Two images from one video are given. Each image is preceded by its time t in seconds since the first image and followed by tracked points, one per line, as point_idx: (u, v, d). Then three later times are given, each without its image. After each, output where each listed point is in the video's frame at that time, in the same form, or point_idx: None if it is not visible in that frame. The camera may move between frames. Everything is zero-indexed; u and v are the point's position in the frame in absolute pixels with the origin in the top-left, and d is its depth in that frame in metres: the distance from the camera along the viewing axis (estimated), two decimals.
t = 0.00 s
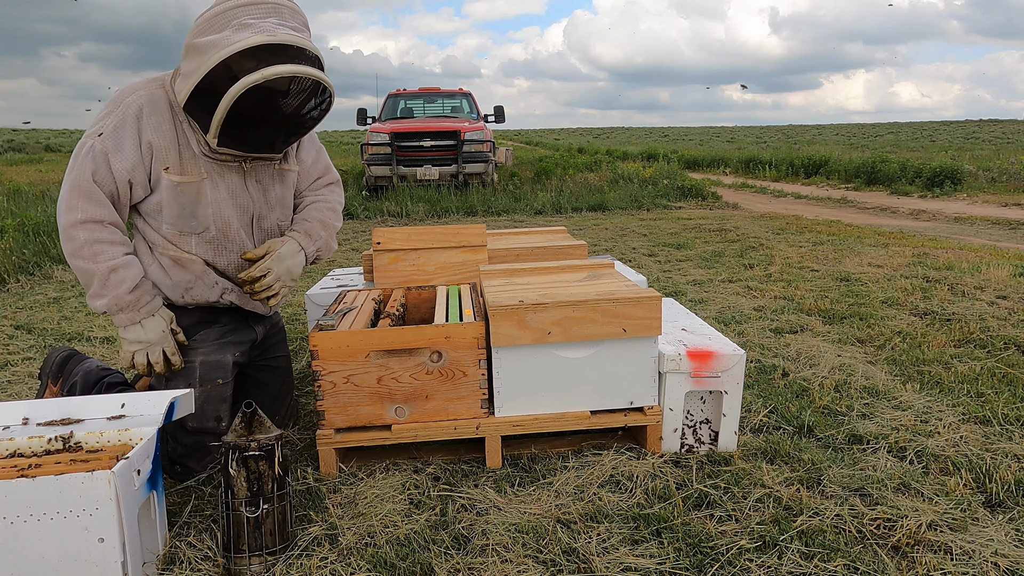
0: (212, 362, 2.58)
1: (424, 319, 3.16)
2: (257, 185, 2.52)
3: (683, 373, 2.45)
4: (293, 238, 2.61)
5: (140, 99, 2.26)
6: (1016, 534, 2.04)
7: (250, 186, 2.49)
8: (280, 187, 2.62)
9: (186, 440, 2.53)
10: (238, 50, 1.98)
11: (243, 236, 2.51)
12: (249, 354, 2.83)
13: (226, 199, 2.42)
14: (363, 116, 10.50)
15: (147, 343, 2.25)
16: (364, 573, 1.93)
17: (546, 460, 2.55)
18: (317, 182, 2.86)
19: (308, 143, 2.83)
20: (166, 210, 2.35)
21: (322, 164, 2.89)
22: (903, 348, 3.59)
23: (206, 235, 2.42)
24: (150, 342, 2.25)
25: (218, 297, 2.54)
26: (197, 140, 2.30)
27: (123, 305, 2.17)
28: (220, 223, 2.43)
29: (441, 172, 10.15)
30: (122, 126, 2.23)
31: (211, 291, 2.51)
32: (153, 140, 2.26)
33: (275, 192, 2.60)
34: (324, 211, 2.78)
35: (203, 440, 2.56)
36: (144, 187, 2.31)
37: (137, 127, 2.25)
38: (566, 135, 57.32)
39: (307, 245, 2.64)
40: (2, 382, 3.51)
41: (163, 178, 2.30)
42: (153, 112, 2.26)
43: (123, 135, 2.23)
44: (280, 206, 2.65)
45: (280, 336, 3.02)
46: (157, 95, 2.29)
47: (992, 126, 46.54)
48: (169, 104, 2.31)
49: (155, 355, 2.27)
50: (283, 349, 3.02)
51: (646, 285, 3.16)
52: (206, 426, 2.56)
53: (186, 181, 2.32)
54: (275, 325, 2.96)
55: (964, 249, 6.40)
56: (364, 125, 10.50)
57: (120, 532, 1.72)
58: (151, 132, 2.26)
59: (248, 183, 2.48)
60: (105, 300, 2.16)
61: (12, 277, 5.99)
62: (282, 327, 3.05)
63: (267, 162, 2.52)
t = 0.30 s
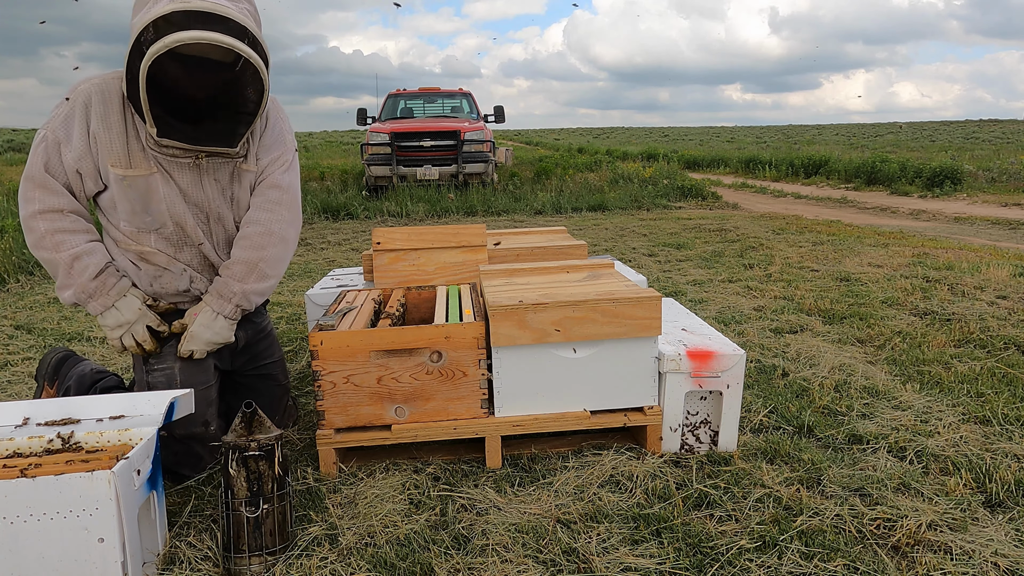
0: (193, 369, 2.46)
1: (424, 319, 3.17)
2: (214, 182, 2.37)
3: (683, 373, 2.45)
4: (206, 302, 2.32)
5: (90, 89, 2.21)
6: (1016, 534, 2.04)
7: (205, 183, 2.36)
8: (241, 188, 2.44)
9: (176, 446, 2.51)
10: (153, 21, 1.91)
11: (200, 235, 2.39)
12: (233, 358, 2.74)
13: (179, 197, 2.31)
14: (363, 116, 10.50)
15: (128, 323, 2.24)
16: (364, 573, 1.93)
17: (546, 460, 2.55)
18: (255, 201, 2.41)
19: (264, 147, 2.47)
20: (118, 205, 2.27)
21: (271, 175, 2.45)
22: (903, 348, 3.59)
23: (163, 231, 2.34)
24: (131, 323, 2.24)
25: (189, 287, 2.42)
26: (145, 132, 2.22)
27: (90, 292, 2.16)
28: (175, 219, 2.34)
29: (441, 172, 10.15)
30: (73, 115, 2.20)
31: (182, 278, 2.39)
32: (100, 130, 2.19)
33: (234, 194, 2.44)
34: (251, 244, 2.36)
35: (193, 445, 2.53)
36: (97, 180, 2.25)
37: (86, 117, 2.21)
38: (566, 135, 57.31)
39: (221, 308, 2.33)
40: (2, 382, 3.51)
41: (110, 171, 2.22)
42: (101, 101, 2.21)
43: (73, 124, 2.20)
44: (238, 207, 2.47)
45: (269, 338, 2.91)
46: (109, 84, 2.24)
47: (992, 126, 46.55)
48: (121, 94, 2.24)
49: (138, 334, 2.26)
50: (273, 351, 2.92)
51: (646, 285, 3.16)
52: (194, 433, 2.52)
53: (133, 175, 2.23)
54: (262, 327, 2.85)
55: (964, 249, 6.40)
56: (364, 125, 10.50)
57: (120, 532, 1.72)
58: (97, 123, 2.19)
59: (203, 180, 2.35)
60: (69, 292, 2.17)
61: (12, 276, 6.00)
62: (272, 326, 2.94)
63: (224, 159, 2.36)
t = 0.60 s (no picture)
0: (185, 380, 2.47)
1: (424, 320, 3.17)
2: (197, 168, 2.36)
3: (683, 373, 2.45)
4: (194, 300, 2.32)
5: (64, 82, 2.22)
6: (1016, 534, 2.03)
7: (189, 167, 2.35)
8: (225, 174, 2.43)
9: (174, 457, 2.50)
10: None
11: (186, 222, 2.38)
12: (228, 366, 2.73)
13: (161, 183, 2.31)
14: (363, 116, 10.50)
15: (119, 336, 2.24)
16: (364, 573, 1.93)
17: (546, 460, 2.55)
18: (242, 189, 2.39)
19: (249, 134, 2.48)
20: (97, 198, 2.25)
21: (257, 164, 2.43)
22: (903, 348, 3.59)
23: (145, 223, 2.32)
24: (122, 334, 2.24)
25: (178, 289, 2.42)
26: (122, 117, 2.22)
27: (77, 309, 2.14)
28: (158, 208, 2.33)
29: (441, 172, 10.15)
30: (48, 109, 2.18)
31: (168, 282, 2.39)
32: (77, 119, 2.19)
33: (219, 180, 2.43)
34: (239, 234, 2.34)
35: (191, 455, 2.52)
36: (77, 175, 2.23)
37: (61, 110, 2.19)
38: (566, 135, 57.30)
39: (210, 302, 2.32)
40: (2, 382, 3.51)
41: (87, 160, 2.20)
42: (76, 92, 2.22)
43: (48, 119, 2.17)
44: (224, 195, 2.46)
45: (264, 345, 2.88)
46: (84, 77, 2.25)
47: (991, 126, 46.55)
48: (97, 84, 2.26)
49: (129, 347, 2.26)
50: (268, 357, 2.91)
51: (646, 285, 3.16)
52: (192, 443, 2.50)
53: (111, 162, 2.21)
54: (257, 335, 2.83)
55: (964, 249, 6.40)
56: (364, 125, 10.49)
57: (120, 532, 1.72)
58: (74, 111, 2.19)
59: (186, 164, 2.34)
60: (54, 307, 2.14)
61: (12, 276, 5.99)
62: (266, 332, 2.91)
63: (207, 144, 2.36)
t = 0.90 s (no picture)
0: (186, 381, 2.48)
1: (423, 320, 3.17)
2: (194, 159, 2.37)
3: (683, 373, 2.45)
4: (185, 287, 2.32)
5: (56, 83, 2.18)
6: (1016, 534, 2.04)
7: (187, 160, 2.36)
8: (222, 164, 2.44)
9: (174, 457, 2.51)
10: None
11: (182, 216, 2.39)
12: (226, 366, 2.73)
13: (159, 178, 2.31)
14: (362, 116, 10.50)
15: (139, 338, 2.27)
16: (364, 573, 1.93)
17: (546, 460, 2.55)
18: (238, 182, 2.41)
19: (241, 126, 2.50)
20: (92, 199, 2.23)
21: (252, 156, 2.45)
22: (903, 348, 3.59)
23: (142, 222, 2.32)
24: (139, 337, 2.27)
25: (173, 289, 2.42)
26: (116, 111, 2.20)
27: (100, 311, 2.16)
28: (154, 204, 2.34)
29: (441, 172, 10.15)
30: (43, 113, 2.14)
31: (164, 282, 2.39)
32: (75, 120, 2.17)
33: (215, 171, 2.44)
34: (236, 227, 2.36)
35: (190, 455, 2.52)
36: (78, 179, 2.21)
37: (56, 112, 2.16)
38: (566, 135, 57.29)
39: (200, 287, 2.31)
40: (2, 382, 3.51)
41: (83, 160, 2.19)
42: (70, 93, 2.18)
43: (45, 123, 2.14)
44: (223, 187, 2.47)
45: (264, 344, 2.89)
46: (74, 77, 2.22)
47: (991, 126, 46.55)
48: (89, 85, 2.23)
49: (151, 348, 2.30)
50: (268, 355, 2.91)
51: (646, 285, 3.16)
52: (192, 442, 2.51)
53: (107, 161, 2.20)
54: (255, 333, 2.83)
55: (964, 249, 6.40)
56: (364, 125, 10.49)
57: (120, 532, 1.72)
58: (71, 111, 2.16)
59: (184, 156, 2.35)
60: (72, 316, 2.12)
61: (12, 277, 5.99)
62: (265, 330, 2.93)
63: (203, 134, 2.36)
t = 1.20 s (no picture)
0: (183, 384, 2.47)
1: (424, 320, 3.17)
2: (193, 159, 2.37)
3: (683, 373, 2.45)
4: (185, 291, 2.33)
5: (57, 89, 2.16)
6: (1016, 534, 2.03)
7: (186, 160, 2.35)
8: (221, 164, 2.45)
9: (174, 458, 2.51)
10: None
11: (181, 217, 2.40)
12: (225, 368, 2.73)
13: (158, 179, 2.31)
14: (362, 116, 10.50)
15: (161, 350, 2.30)
16: (364, 573, 1.93)
17: (546, 460, 2.55)
18: (238, 183, 2.41)
19: (240, 126, 2.50)
20: (93, 203, 2.22)
21: (251, 156, 2.45)
22: (903, 348, 3.59)
23: (143, 224, 2.31)
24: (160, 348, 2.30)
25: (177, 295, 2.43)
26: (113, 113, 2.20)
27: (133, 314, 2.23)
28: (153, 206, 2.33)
29: (441, 172, 10.15)
30: (52, 120, 2.12)
31: (166, 291, 2.40)
32: (82, 127, 2.17)
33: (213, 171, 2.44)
34: (235, 229, 2.36)
35: (190, 456, 2.53)
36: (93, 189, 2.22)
37: (64, 118, 2.15)
38: (566, 135, 57.29)
39: (200, 290, 2.32)
40: (3, 382, 3.51)
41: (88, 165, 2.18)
42: (73, 98, 2.17)
43: (56, 130, 2.12)
44: (223, 187, 2.48)
45: (264, 346, 2.89)
46: (73, 82, 2.20)
47: (991, 126, 46.54)
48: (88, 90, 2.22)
49: (169, 364, 2.32)
50: (267, 357, 2.91)
51: (646, 285, 3.16)
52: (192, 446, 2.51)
53: (108, 164, 2.20)
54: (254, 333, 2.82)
55: (964, 249, 6.40)
56: (365, 126, 10.49)
57: (120, 532, 1.72)
58: (78, 118, 2.17)
59: (183, 157, 2.35)
60: (109, 321, 2.16)
61: (12, 277, 5.99)
62: (265, 330, 2.92)
63: (201, 134, 2.37)
